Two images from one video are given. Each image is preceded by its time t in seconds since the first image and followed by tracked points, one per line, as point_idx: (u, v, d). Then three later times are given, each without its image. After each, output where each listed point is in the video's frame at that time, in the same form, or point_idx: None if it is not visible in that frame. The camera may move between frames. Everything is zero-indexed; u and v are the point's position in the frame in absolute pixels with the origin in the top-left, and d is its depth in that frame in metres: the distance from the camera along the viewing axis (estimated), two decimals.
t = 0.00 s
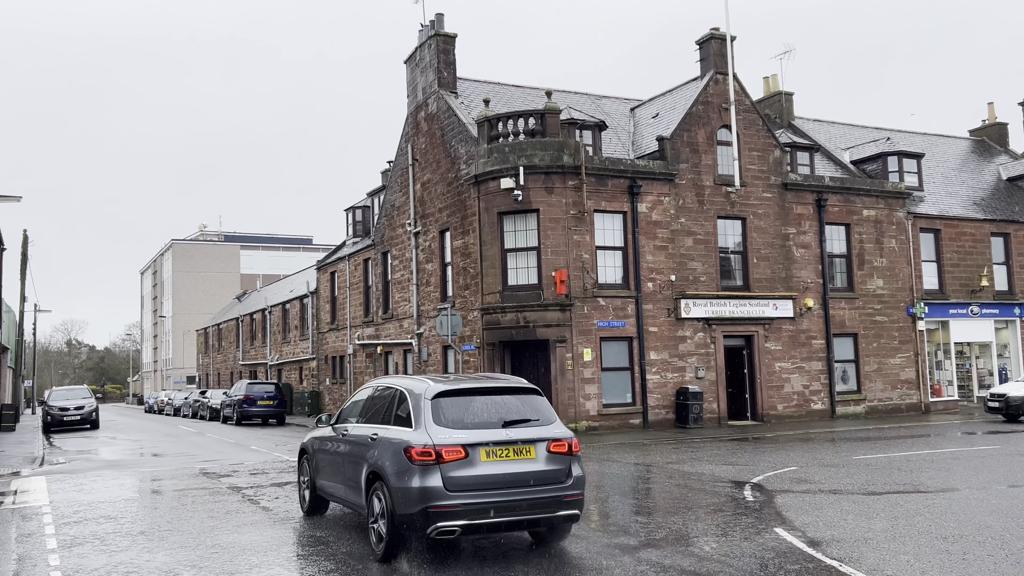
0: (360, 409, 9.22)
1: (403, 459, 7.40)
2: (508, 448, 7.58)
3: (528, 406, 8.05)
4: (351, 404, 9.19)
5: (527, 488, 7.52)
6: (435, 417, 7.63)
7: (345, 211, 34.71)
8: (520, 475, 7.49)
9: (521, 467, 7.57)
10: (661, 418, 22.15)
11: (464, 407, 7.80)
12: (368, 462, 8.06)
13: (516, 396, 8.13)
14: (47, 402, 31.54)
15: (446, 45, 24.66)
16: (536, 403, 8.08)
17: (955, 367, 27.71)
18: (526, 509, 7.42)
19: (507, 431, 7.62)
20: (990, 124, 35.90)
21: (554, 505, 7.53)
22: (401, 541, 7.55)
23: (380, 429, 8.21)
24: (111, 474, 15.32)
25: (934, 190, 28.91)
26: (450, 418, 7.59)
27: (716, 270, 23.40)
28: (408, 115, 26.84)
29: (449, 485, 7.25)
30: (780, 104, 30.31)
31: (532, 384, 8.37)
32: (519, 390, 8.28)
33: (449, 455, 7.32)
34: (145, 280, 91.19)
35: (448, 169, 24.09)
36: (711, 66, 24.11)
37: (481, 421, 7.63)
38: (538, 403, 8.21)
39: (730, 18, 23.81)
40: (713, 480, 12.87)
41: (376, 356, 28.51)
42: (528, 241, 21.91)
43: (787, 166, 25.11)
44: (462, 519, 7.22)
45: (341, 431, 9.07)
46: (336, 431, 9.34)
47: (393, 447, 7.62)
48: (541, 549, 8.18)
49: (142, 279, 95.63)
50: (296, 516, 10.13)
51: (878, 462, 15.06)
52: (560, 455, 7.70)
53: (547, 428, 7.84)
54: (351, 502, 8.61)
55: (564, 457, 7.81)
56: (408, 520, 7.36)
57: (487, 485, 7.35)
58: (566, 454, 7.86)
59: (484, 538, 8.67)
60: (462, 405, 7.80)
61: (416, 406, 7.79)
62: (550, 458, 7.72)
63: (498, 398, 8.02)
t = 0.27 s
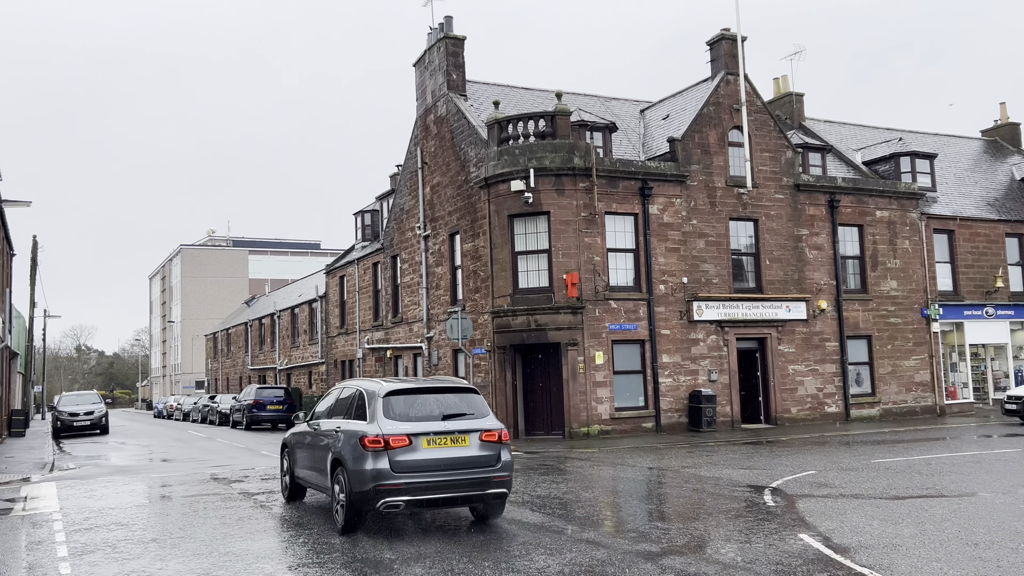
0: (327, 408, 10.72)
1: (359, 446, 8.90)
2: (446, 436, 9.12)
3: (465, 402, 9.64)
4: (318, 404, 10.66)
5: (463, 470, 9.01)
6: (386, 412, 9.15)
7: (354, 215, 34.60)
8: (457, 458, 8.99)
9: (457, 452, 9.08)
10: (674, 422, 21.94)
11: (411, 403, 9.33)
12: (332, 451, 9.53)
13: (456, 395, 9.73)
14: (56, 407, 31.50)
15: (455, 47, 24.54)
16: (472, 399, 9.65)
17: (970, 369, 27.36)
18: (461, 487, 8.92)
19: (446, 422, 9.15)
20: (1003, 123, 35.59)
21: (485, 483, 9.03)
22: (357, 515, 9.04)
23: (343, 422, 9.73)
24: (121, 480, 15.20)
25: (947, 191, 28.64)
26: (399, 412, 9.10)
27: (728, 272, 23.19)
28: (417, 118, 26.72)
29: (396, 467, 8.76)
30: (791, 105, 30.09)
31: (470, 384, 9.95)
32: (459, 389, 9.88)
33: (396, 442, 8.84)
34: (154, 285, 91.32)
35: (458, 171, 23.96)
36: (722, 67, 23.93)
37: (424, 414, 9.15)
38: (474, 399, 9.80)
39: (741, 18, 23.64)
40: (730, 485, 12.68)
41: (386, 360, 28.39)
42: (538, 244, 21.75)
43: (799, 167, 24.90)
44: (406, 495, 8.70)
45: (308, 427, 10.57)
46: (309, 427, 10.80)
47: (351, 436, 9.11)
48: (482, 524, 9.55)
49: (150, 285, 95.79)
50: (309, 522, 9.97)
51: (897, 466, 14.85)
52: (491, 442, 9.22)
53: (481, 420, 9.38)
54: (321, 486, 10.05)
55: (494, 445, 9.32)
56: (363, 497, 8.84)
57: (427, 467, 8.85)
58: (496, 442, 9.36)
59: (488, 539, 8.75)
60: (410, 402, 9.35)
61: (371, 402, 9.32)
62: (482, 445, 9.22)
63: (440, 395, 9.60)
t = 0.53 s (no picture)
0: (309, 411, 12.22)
1: (330, 441, 10.39)
2: (405, 432, 10.63)
3: (423, 402, 11.17)
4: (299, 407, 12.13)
5: (420, 461, 10.51)
6: (353, 412, 10.67)
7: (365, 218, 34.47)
8: (414, 450, 10.50)
9: (414, 446, 10.57)
10: (689, 426, 21.68)
11: (375, 403, 10.86)
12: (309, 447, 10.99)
13: (416, 396, 11.24)
14: (68, 412, 31.45)
15: (467, 49, 24.40)
16: (429, 400, 11.16)
17: (989, 373, 27.01)
18: (417, 475, 10.42)
19: (405, 419, 10.66)
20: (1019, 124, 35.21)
21: (439, 471, 10.53)
22: (329, 500, 10.54)
23: (318, 422, 11.25)
24: (133, 486, 15.06)
25: (965, 192, 28.29)
26: (364, 411, 10.62)
27: (744, 274, 22.93)
28: (429, 120, 26.57)
29: (361, 458, 10.26)
30: (805, 107, 29.82)
31: (428, 388, 11.47)
32: (419, 392, 11.39)
33: (362, 437, 10.34)
34: (165, 289, 91.51)
35: (470, 174, 23.80)
36: (736, 68, 23.71)
37: (387, 412, 10.67)
38: (431, 401, 11.32)
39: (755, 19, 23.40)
40: (751, 491, 12.45)
41: (398, 364, 28.23)
42: (552, 247, 21.55)
43: (815, 168, 24.63)
44: (370, 482, 10.21)
45: (290, 427, 12.05)
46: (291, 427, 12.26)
47: (323, 433, 10.61)
48: (441, 510, 10.99)
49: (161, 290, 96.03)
50: (324, 529, 9.79)
51: (921, 471, 14.57)
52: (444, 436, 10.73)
53: (436, 418, 10.89)
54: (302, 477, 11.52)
55: (447, 439, 10.84)
56: (333, 485, 10.32)
57: (388, 458, 10.37)
58: (449, 437, 10.89)
59: (506, 547, 8.58)
60: (375, 403, 10.87)
61: (342, 404, 10.84)
62: (437, 439, 10.74)
63: (401, 397, 11.14)
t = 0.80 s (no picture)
0: (296, 411, 13.89)
1: (311, 437, 12.06)
2: (376, 429, 12.30)
3: (393, 403, 12.83)
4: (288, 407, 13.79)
5: (390, 455, 12.16)
6: (331, 411, 12.33)
7: (375, 220, 34.35)
8: (385, 444, 12.14)
9: (383, 441, 12.23)
10: (703, 430, 21.45)
11: (352, 404, 12.52)
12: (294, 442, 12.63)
13: (387, 397, 12.90)
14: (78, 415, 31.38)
15: (479, 50, 24.25)
16: (399, 402, 12.82)
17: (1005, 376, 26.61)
18: (387, 465, 12.06)
19: (376, 418, 12.31)
20: None
21: (406, 463, 12.15)
22: (310, 488, 12.21)
23: (303, 420, 12.95)
24: (143, 489, 14.91)
25: (980, 194, 27.98)
26: (342, 410, 12.29)
27: (758, 276, 22.70)
28: (439, 122, 26.42)
29: (337, 451, 11.92)
30: (818, 108, 29.57)
31: (399, 391, 13.15)
32: (390, 394, 13.03)
33: (338, 434, 11.99)
34: (174, 292, 91.66)
35: (481, 175, 23.64)
36: (750, 68, 23.51)
37: (362, 411, 12.34)
38: (401, 402, 12.98)
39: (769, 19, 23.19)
40: (771, 496, 12.23)
41: (408, 367, 28.07)
42: (564, 249, 21.36)
43: (829, 169, 24.39)
44: (345, 472, 11.86)
45: (280, 425, 13.69)
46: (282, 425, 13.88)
47: (305, 430, 12.29)
48: (428, 507, 11.71)
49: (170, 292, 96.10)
50: (339, 534, 9.61)
51: (942, 476, 14.32)
52: (411, 432, 12.35)
53: (404, 417, 12.53)
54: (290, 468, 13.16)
55: (414, 435, 12.48)
56: (313, 475, 11.98)
57: (362, 451, 12.01)
58: (415, 433, 12.52)
59: (524, 553, 8.41)
60: (350, 403, 12.52)
61: (321, 404, 12.50)
62: (404, 436, 12.38)
63: (375, 399, 12.80)
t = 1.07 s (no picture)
0: (288, 412, 15.64)
1: (298, 434, 13.74)
2: (356, 428, 13.98)
3: (373, 404, 14.51)
4: (280, 409, 15.53)
5: (368, 449, 13.82)
6: (317, 412, 14.02)
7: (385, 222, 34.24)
8: (364, 440, 13.79)
9: (363, 438, 13.89)
10: (717, 434, 21.23)
11: (336, 405, 14.20)
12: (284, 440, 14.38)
13: (367, 400, 14.57)
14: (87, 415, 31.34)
15: (491, 50, 24.11)
16: (377, 403, 14.50)
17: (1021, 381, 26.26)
18: (366, 460, 13.71)
19: (356, 418, 13.99)
20: None
21: (383, 458, 13.79)
22: (298, 479, 13.89)
23: (293, 420, 14.64)
24: (154, 491, 14.77)
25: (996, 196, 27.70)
26: (327, 411, 13.97)
27: (772, 279, 22.48)
28: (451, 122, 26.29)
29: (321, 447, 13.58)
30: (833, 109, 29.34)
31: (377, 395, 14.81)
32: (369, 396, 14.71)
33: (322, 431, 13.66)
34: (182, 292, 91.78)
35: (493, 176, 23.49)
36: (765, 69, 23.30)
37: (344, 411, 14.02)
38: (380, 404, 14.67)
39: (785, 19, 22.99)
40: (791, 502, 12.01)
41: (418, 369, 27.91)
42: (577, 250, 21.18)
43: (845, 171, 24.16)
44: (328, 465, 13.50)
45: (273, 423, 15.37)
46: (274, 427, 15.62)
47: (294, 428, 13.96)
48: (443, 511, 11.54)
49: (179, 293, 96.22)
50: (355, 539, 9.44)
51: (964, 482, 14.08)
52: (388, 431, 14.01)
53: (381, 417, 14.22)
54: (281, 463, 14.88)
55: (390, 433, 14.13)
56: (300, 467, 13.64)
57: (343, 446, 13.67)
58: (391, 432, 14.16)
59: (546, 560, 8.23)
60: (334, 405, 14.21)
61: (308, 406, 14.18)
62: (381, 433, 14.04)
63: (356, 401, 14.48)
